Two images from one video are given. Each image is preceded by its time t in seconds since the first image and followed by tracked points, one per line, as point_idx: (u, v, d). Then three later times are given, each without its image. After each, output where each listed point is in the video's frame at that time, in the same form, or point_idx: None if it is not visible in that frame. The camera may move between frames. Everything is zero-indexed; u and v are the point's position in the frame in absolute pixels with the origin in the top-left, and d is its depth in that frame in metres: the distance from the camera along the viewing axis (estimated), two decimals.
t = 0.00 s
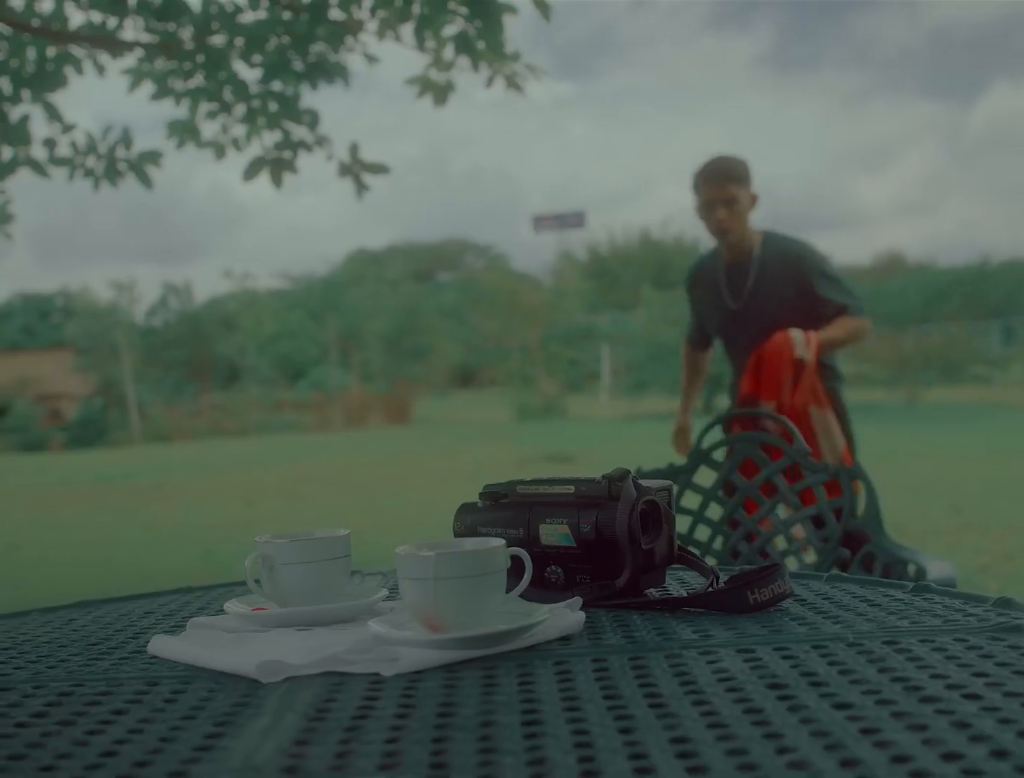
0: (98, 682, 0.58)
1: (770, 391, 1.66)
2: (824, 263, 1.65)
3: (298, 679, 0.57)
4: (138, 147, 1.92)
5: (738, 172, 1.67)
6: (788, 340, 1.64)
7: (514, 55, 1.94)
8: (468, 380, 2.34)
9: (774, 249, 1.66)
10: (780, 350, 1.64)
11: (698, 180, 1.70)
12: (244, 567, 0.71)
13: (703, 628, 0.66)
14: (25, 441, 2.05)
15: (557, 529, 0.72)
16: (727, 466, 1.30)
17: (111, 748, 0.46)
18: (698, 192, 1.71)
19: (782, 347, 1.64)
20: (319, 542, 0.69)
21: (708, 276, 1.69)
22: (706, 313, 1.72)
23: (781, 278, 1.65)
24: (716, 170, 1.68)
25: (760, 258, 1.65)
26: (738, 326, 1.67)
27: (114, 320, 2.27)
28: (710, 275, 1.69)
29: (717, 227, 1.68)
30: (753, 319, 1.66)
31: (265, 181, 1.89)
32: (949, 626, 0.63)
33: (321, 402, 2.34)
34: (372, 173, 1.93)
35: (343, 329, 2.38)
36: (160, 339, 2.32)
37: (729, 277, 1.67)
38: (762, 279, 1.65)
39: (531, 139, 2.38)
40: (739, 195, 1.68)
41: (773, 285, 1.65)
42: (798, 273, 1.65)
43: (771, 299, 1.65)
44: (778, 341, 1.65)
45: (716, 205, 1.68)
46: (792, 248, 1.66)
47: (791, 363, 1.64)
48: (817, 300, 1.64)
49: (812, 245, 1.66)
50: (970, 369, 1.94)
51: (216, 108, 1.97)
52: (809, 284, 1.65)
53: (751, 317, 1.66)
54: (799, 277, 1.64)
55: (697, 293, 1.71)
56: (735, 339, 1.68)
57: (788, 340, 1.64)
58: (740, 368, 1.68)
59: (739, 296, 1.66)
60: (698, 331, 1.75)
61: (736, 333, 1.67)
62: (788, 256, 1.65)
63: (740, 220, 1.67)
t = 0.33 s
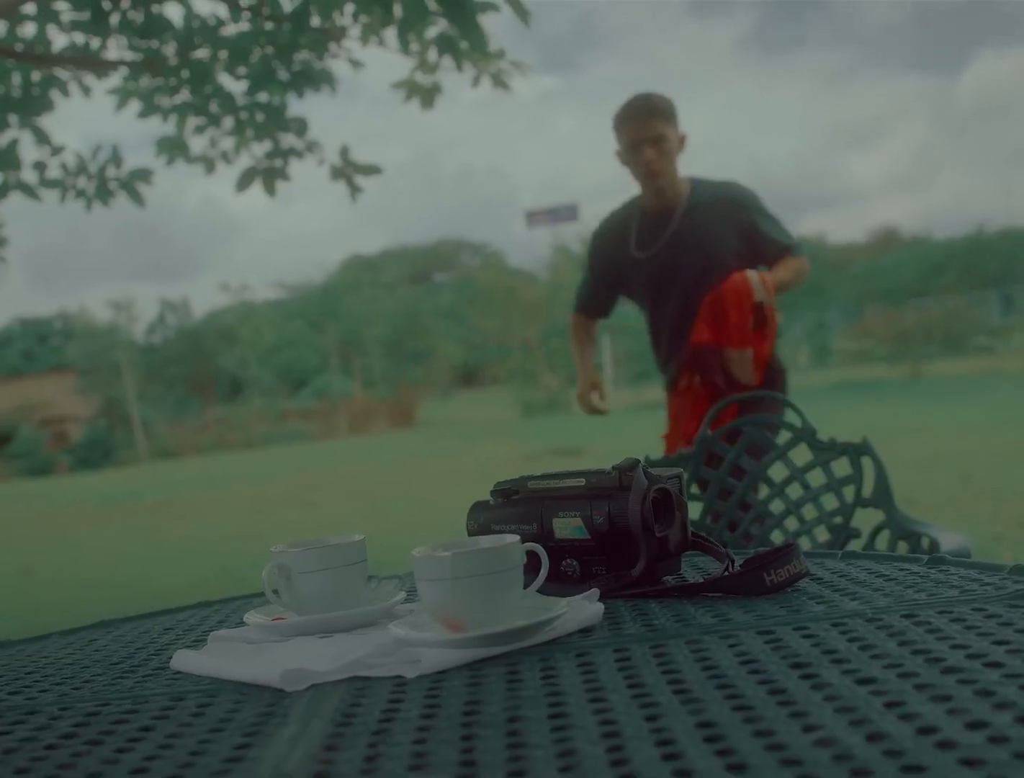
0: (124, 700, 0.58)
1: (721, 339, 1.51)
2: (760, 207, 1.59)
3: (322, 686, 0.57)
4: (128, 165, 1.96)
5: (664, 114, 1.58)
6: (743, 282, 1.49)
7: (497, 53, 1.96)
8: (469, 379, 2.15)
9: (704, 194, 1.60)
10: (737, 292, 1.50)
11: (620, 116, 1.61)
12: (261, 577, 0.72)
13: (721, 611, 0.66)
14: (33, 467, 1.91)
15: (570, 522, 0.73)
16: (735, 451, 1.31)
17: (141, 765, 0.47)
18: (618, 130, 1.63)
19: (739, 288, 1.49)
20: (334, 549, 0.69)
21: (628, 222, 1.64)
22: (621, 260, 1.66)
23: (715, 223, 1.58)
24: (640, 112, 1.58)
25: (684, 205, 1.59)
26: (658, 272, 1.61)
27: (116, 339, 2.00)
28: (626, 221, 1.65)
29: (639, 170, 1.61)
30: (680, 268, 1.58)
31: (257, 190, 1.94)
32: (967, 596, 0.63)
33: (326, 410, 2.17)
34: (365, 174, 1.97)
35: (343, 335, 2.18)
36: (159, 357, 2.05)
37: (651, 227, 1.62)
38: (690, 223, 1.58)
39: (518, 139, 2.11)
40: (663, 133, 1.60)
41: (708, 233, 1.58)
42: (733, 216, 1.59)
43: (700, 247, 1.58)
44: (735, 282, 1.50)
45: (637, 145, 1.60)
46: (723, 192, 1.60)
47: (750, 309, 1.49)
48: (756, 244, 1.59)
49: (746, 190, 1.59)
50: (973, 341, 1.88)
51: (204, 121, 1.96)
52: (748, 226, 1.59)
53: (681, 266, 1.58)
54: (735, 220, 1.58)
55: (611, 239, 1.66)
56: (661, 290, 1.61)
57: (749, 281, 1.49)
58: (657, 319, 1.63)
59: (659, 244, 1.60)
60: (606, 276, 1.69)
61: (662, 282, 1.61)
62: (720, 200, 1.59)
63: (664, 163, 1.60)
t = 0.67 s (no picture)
0: (150, 728, 0.59)
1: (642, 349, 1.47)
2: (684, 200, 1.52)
3: (346, 700, 0.58)
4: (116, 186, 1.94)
5: (579, 102, 1.47)
6: (663, 294, 1.43)
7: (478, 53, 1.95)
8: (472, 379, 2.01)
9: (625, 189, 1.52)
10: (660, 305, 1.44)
11: (524, 99, 1.48)
12: (278, 594, 0.72)
13: (738, 599, 0.66)
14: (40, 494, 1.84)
15: (582, 519, 0.73)
16: (742, 433, 1.30)
17: None
18: (524, 113, 1.49)
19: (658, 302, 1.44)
20: (347, 562, 0.69)
21: (549, 213, 1.55)
22: (542, 260, 1.56)
23: (639, 219, 1.50)
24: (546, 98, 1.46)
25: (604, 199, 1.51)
26: (582, 274, 1.53)
27: (116, 361, 1.91)
28: (545, 213, 1.56)
29: (553, 158, 1.50)
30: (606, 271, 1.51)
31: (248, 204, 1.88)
32: (982, 568, 0.63)
33: (331, 418, 2.05)
34: (353, 181, 1.94)
35: (341, 341, 2.05)
36: (161, 377, 1.96)
37: (576, 220, 1.53)
38: (613, 223, 1.51)
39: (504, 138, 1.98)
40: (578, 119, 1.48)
41: (629, 235, 1.51)
42: (654, 213, 1.51)
43: (627, 245, 1.50)
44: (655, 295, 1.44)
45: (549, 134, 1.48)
46: (645, 186, 1.51)
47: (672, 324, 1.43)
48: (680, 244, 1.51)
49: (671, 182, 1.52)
50: (972, 307, 1.79)
51: (189, 139, 1.96)
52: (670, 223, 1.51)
53: (606, 266, 1.51)
54: (657, 216, 1.50)
55: (531, 235, 1.57)
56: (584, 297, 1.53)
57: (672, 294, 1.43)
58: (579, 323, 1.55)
59: (583, 241, 1.52)
60: (521, 277, 1.59)
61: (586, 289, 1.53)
62: (640, 196, 1.51)
63: (577, 149, 1.49)
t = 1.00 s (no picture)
0: (174, 750, 0.59)
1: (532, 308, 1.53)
2: (610, 157, 1.56)
3: (367, 709, 0.58)
4: (108, 213, 1.95)
5: (472, 60, 1.57)
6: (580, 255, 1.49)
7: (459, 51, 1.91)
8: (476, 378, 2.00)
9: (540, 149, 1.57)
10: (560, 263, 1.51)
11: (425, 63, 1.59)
12: (294, 607, 0.72)
13: (751, 581, 0.66)
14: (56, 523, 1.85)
15: (592, 511, 0.73)
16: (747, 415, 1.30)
17: None
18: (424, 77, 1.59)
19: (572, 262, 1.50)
20: (360, 571, 0.69)
21: (464, 182, 1.63)
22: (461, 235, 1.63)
23: (557, 177, 1.55)
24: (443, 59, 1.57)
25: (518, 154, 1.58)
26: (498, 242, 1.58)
27: (120, 385, 1.89)
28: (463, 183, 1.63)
29: (457, 119, 1.59)
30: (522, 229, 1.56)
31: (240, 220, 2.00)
32: (992, 533, 0.63)
33: (338, 426, 1.96)
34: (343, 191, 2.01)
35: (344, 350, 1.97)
36: (167, 395, 1.91)
37: (488, 183, 1.60)
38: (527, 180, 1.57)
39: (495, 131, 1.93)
40: (479, 79, 1.58)
41: (550, 189, 1.55)
42: (573, 170, 1.55)
43: (543, 200, 1.56)
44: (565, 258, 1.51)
45: (445, 94, 1.58)
46: (563, 141, 1.57)
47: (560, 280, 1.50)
48: (604, 200, 1.55)
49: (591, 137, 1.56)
50: (970, 270, 1.74)
51: (177, 158, 2.00)
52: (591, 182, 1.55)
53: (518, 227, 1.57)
54: (580, 173, 1.55)
55: (449, 209, 1.65)
56: (503, 258, 1.58)
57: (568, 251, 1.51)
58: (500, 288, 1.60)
59: (495, 204, 1.59)
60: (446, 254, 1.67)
61: (504, 249, 1.58)
62: (559, 153, 1.56)
63: (482, 107, 1.58)
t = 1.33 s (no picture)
0: (198, 766, 0.59)
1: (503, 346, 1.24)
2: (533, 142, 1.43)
3: (386, 711, 0.58)
4: (99, 237, 1.95)
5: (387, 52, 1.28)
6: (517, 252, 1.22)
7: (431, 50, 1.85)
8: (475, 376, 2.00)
9: (458, 141, 1.42)
10: (507, 270, 1.22)
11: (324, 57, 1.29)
12: (307, 615, 0.72)
13: (761, 557, 0.66)
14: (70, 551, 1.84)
15: (597, 499, 0.73)
16: (748, 393, 1.30)
17: None
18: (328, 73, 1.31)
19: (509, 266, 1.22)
20: (370, 574, 0.69)
21: (372, 184, 1.47)
22: (374, 241, 1.47)
23: (485, 169, 1.41)
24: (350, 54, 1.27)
25: (438, 149, 1.42)
26: (420, 249, 1.44)
27: (124, 408, 1.89)
28: (375, 183, 1.47)
29: (368, 116, 1.33)
30: (450, 233, 1.42)
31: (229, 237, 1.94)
32: (995, 492, 0.63)
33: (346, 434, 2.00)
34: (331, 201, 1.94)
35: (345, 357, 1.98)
36: (172, 416, 1.93)
37: (402, 183, 1.44)
38: (452, 177, 1.42)
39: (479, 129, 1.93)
40: (393, 72, 1.30)
41: (477, 185, 1.41)
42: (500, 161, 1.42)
43: (470, 200, 1.41)
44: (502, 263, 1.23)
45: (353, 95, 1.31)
46: (485, 132, 1.42)
47: (527, 299, 1.22)
48: (535, 190, 1.42)
49: (511, 123, 1.43)
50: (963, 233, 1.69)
51: (164, 177, 2.01)
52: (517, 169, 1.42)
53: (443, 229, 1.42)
54: (508, 165, 1.42)
55: (358, 216, 1.48)
56: (428, 263, 1.44)
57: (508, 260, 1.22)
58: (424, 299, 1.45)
59: (413, 207, 1.44)
60: (354, 266, 1.51)
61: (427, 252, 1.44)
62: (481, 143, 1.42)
63: (398, 105, 1.33)
